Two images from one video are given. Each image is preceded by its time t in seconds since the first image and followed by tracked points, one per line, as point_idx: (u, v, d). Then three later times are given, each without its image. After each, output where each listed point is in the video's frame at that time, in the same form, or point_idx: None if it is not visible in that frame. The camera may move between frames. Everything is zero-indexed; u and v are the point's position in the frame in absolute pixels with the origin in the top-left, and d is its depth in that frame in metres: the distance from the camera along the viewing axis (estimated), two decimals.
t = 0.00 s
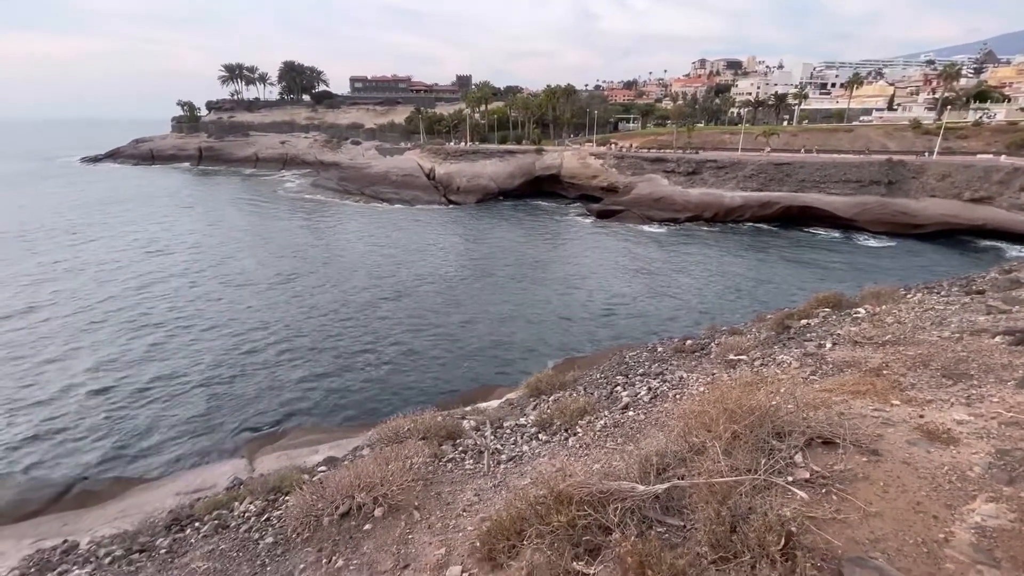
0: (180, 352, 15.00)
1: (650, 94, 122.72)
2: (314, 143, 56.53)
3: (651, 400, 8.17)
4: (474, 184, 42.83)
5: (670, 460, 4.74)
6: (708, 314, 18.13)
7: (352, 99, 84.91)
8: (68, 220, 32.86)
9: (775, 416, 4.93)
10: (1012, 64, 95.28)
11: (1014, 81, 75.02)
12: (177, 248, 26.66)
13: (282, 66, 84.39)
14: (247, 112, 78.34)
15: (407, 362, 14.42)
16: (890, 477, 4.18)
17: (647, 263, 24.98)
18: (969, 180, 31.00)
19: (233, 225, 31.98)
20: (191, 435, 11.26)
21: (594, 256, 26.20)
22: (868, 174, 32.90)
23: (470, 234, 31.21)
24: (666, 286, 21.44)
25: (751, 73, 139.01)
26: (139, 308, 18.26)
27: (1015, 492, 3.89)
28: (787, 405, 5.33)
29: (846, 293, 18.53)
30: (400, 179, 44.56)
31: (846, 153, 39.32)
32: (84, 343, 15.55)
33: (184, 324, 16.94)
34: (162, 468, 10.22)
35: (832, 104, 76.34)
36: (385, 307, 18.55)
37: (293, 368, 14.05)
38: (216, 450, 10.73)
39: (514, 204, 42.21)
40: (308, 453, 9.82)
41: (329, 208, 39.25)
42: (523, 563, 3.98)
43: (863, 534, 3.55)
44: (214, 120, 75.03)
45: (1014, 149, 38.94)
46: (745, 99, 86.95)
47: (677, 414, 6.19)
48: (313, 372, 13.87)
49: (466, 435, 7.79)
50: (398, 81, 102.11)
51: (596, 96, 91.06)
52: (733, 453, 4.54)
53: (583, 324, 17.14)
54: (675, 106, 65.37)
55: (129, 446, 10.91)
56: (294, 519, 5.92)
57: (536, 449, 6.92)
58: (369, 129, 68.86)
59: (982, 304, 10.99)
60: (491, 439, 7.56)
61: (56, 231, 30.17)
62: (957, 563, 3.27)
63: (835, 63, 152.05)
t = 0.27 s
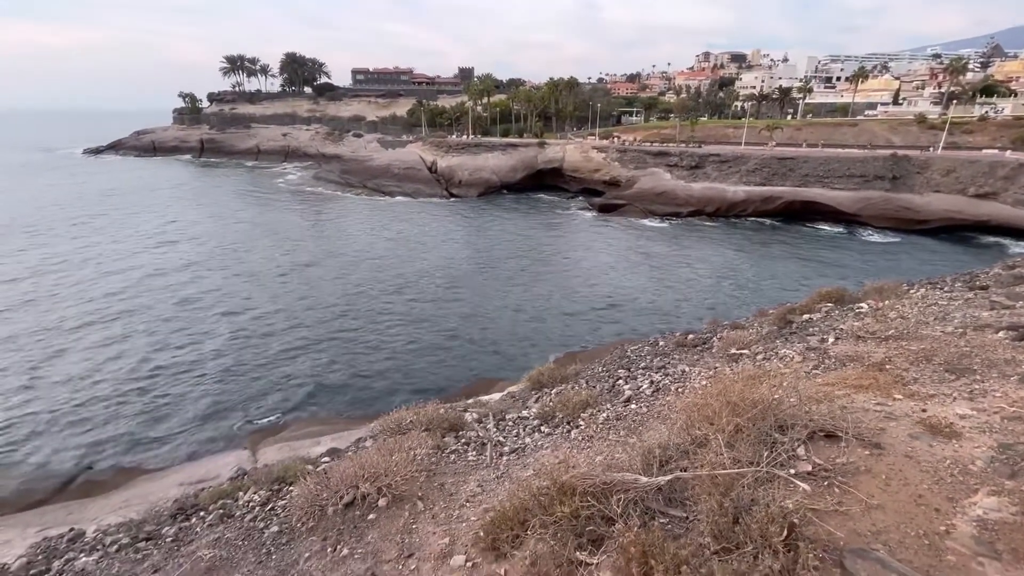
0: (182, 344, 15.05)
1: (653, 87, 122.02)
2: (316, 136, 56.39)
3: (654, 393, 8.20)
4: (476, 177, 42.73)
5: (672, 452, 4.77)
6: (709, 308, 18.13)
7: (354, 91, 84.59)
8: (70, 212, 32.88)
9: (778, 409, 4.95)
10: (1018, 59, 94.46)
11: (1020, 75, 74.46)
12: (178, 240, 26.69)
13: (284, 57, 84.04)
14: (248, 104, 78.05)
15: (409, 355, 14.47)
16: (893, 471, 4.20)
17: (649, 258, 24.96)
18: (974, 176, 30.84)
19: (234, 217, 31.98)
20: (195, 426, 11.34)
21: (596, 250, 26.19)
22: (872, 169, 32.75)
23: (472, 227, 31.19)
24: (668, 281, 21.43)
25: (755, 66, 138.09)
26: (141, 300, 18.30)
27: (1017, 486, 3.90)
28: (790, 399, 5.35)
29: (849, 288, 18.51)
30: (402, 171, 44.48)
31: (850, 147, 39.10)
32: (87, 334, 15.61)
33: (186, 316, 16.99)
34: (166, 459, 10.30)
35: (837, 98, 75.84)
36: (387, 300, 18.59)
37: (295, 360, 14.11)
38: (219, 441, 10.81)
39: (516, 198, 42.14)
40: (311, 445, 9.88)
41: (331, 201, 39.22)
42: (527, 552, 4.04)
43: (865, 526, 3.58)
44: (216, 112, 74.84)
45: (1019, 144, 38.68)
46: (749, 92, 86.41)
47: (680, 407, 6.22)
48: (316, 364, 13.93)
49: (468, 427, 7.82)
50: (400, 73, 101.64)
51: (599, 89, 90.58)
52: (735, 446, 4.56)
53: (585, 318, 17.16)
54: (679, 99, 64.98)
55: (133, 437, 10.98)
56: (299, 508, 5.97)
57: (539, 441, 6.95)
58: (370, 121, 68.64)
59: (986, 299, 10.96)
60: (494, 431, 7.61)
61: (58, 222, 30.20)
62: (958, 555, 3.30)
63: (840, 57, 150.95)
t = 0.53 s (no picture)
0: (181, 339, 15.05)
1: (653, 82, 121.63)
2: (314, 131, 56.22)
3: (653, 387, 8.22)
4: (475, 172, 42.64)
5: (672, 445, 4.79)
6: (708, 304, 18.16)
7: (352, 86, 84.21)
8: (68, 207, 32.76)
9: (778, 402, 4.96)
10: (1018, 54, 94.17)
11: (1020, 71, 74.32)
12: (177, 235, 26.62)
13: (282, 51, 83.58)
14: (246, 98, 77.72)
15: (409, 350, 14.48)
16: (892, 463, 4.21)
17: (649, 253, 24.96)
18: (973, 171, 30.84)
19: (233, 213, 31.91)
20: (194, 421, 11.36)
21: (595, 246, 26.17)
22: (872, 164, 32.74)
23: (471, 223, 31.15)
24: (667, 276, 21.44)
25: (755, 61, 137.55)
26: (139, 295, 18.27)
27: (1015, 478, 3.93)
28: (790, 392, 5.37)
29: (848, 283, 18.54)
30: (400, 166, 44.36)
31: (850, 143, 39.04)
32: (85, 330, 15.58)
33: (185, 311, 16.98)
34: (166, 453, 10.34)
35: (837, 93, 75.63)
36: (386, 295, 18.58)
37: (294, 355, 14.11)
38: (219, 436, 10.84)
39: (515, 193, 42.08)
40: (311, 439, 9.90)
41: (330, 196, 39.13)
42: (528, 544, 4.07)
43: (864, 518, 3.60)
44: (213, 106, 74.49)
45: (1019, 139, 38.62)
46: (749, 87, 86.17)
47: (679, 401, 6.24)
48: (315, 359, 13.94)
49: (468, 421, 7.84)
50: (399, 68, 101.16)
51: (599, 84, 90.29)
52: (735, 439, 4.57)
53: (584, 313, 17.18)
54: (679, 94, 64.75)
55: (132, 432, 11.00)
56: (300, 502, 5.98)
57: (539, 435, 6.97)
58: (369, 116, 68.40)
59: (985, 294, 10.98)
60: (495, 425, 7.63)
61: (56, 217, 30.10)
62: (957, 546, 3.31)
63: (840, 52, 150.41)
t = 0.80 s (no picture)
0: (176, 339, 14.98)
1: (648, 80, 121.67)
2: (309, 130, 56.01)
3: (649, 384, 8.24)
4: (470, 170, 42.57)
5: (667, 442, 4.80)
6: (704, 301, 18.23)
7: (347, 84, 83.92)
8: (60, 206, 32.55)
9: (773, 399, 4.97)
10: (1010, 52, 94.82)
11: (1012, 69, 74.77)
12: (170, 235, 26.48)
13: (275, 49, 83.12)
14: (240, 97, 77.29)
15: (404, 349, 14.46)
16: (885, 458, 4.24)
17: (644, 251, 25.00)
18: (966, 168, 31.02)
19: (227, 212, 31.76)
20: (189, 421, 11.30)
21: (591, 244, 26.20)
22: (866, 162, 32.90)
23: (467, 221, 31.13)
24: (662, 273, 21.48)
25: (749, 59, 137.85)
26: (133, 295, 18.18)
27: (1006, 472, 3.96)
28: (784, 389, 5.39)
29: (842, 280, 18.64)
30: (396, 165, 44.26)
31: (844, 140, 39.20)
32: (79, 330, 15.49)
33: (179, 311, 16.88)
34: (161, 453, 10.30)
35: (831, 91, 75.95)
36: (382, 294, 18.54)
37: (289, 355, 14.05)
38: (214, 436, 10.79)
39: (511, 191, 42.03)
40: (306, 439, 9.88)
41: (325, 195, 39.00)
42: (523, 542, 4.07)
43: (857, 513, 3.61)
44: (207, 105, 74.06)
45: (1012, 137, 38.86)
46: (744, 85, 86.34)
47: (674, 398, 6.26)
48: (310, 358, 13.90)
49: (464, 419, 7.84)
50: (393, 66, 100.80)
51: (594, 82, 90.27)
52: (730, 436, 4.59)
53: (580, 311, 17.21)
54: (673, 92, 64.86)
55: (127, 433, 10.94)
56: (295, 501, 5.97)
57: (534, 433, 6.98)
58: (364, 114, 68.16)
59: (978, 290, 11.05)
60: (490, 423, 7.63)
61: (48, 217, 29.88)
62: (949, 540, 3.33)
63: (835, 50, 150.86)
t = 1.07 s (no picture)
0: (164, 344, 14.83)
1: (638, 82, 122.33)
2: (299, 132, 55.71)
3: (641, 385, 8.29)
4: (462, 172, 42.58)
5: (659, 441, 4.85)
6: (695, 301, 18.36)
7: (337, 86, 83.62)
8: (46, 211, 32.14)
9: (763, 397, 5.03)
10: (991, 54, 96.44)
11: (994, 70, 76.08)
12: (158, 239, 26.23)
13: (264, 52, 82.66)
14: (228, 99, 76.68)
15: (396, 353, 14.42)
16: (872, 454, 4.31)
17: (636, 252, 25.13)
18: (951, 168, 31.50)
19: (216, 215, 31.52)
20: (179, 427, 11.20)
21: (583, 245, 26.31)
22: (853, 162, 33.33)
23: (458, 223, 31.13)
24: (654, 274, 21.60)
25: (737, 60, 139.14)
26: (121, 301, 18.00)
27: (990, 466, 4.05)
28: (773, 387, 5.46)
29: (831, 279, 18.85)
30: (386, 167, 44.16)
31: (831, 141, 39.64)
32: (65, 336, 15.29)
33: (168, 316, 16.72)
34: (151, 460, 10.20)
35: (818, 93, 76.88)
36: (373, 297, 18.49)
37: (281, 359, 13.97)
38: (205, 442, 10.70)
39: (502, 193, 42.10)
40: (298, 444, 9.83)
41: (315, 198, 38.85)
42: (517, 542, 4.10)
43: (845, 508, 3.68)
44: (195, 108, 73.51)
45: (995, 137, 39.52)
46: (733, 86, 87.06)
47: (665, 398, 6.33)
48: (302, 363, 13.81)
49: (457, 422, 7.85)
50: (384, 68, 100.63)
51: (585, 84, 90.65)
52: (721, 434, 4.64)
53: (572, 312, 17.28)
54: (663, 93, 65.29)
55: (115, 440, 10.82)
56: (288, 505, 5.95)
57: (527, 434, 7.01)
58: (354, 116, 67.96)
59: (963, 288, 11.23)
60: (483, 425, 7.65)
61: (33, 222, 29.52)
62: (934, 533, 3.40)
63: (821, 51, 152.55)
